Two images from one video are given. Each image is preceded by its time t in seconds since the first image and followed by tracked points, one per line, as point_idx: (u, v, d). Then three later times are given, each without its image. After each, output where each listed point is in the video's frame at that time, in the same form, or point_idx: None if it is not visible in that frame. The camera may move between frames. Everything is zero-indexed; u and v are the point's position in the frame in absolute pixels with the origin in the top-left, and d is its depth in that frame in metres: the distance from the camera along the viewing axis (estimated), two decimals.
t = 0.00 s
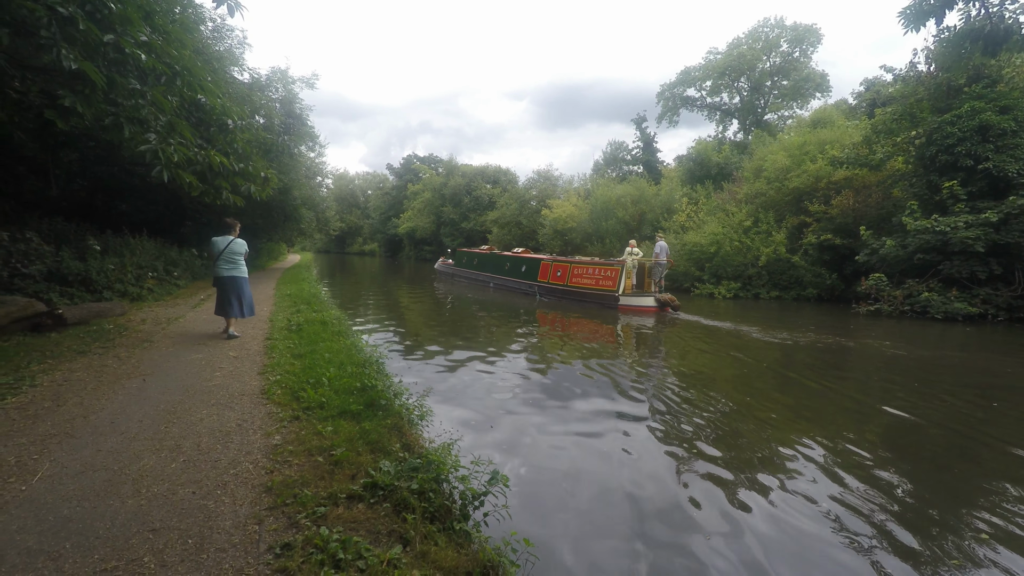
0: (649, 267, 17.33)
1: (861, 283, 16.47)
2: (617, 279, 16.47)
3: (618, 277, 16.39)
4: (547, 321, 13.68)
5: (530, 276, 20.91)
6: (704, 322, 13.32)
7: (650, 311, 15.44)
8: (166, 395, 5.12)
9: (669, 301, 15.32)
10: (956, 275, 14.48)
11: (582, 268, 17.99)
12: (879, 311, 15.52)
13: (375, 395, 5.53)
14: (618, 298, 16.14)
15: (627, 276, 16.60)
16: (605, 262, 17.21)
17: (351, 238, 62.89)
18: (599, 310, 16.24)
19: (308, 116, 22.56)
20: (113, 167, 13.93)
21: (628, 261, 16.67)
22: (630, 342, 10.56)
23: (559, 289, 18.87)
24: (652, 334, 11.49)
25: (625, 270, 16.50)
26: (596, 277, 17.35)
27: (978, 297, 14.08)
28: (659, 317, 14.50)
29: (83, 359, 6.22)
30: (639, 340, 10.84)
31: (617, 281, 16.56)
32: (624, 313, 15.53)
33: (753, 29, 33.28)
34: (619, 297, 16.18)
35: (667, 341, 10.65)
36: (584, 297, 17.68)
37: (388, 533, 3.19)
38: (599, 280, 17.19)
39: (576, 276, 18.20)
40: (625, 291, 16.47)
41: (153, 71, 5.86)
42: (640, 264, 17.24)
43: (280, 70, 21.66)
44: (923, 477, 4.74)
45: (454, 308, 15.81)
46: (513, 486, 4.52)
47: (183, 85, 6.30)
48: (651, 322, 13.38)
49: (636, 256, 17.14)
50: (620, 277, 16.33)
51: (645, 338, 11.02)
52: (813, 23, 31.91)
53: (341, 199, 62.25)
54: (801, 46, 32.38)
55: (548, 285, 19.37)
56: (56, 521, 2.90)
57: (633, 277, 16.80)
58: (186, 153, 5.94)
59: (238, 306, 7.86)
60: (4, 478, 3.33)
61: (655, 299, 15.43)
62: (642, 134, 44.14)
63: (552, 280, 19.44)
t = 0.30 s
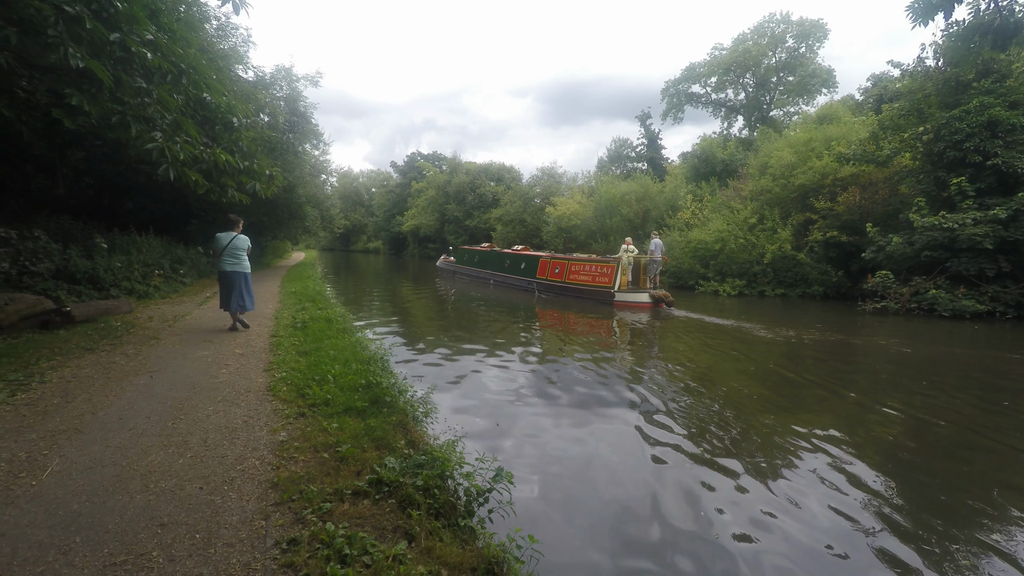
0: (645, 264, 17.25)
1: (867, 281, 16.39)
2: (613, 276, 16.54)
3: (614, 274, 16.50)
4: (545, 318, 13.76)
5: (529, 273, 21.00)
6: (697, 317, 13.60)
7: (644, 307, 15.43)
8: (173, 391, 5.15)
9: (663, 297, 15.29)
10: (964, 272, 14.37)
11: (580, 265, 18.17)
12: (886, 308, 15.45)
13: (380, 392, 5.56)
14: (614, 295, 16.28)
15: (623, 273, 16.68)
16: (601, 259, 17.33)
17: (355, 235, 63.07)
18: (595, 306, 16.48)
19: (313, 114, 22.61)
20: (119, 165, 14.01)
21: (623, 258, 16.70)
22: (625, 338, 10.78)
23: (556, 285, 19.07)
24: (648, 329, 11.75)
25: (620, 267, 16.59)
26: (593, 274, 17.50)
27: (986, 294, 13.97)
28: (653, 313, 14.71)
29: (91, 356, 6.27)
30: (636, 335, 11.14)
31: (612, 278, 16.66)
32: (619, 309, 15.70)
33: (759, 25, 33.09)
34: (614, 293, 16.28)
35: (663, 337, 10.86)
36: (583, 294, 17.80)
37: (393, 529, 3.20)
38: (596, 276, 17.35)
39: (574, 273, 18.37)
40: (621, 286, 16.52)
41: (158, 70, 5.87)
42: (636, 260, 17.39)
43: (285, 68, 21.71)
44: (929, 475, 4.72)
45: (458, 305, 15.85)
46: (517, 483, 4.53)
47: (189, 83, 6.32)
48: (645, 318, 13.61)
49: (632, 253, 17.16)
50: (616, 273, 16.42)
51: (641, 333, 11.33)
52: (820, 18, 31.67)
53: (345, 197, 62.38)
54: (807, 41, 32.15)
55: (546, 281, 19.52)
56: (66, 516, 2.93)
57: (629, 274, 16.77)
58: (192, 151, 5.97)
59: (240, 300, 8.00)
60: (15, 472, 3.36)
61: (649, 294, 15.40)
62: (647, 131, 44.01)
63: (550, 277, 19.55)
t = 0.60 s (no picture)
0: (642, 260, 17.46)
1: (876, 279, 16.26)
2: (610, 272, 16.76)
3: (612, 270, 16.67)
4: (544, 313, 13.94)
5: (530, 269, 21.04)
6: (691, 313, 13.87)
7: (641, 302, 15.62)
8: (181, 386, 5.20)
9: (658, 293, 15.57)
10: (974, 270, 14.23)
11: (579, 261, 18.27)
12: (895, 306, 15.33)
13: (386, 388, 5.58)
14: (612, 291, 16.37)
15: (620, 269, 16.90)
16: (599, 256, 17.56)
17: (362, 232, 63.27)
18: (591, 301, 16.58)
19: (319, 111, 22.67)
20: (128, 162, 14.12)
21: (621, 255, 16.98)
22: (622, 333, 10.96)
23: (556, 281, 19.13)
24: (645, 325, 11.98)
25: (618, 263, 16.80)
26: (591, 270, 17.62)
27: (997, 293, 13.81)
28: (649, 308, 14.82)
29: (101, 350, 6.34)
30: (632, 330, 11.30)
31: (610, 273, 16.82)
32: (615, 304, 15.87)
33: (767, 20, 32.82)
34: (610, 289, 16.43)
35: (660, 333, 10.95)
36: (582, 289, 17.84)
37: (399, 524, 3.22)
38: (594, 273, 17.49)
39: (572, 269, 18.43)
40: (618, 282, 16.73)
41: (166, 66, 5.91)
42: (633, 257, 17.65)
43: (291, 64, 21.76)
44: (936, 476, 4.70)
45: (463, 302, 15.87)
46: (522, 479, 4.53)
47: (197, 80, 6.36)
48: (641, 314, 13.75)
49: (629, 250, 17.33)
50: (613, 269, 16.60)
51: (638, 328, 11.52)
52: (829, 13, 31.34)
53: (351, 194, 62.53)
54: (816, 37, 31.86)
55: (547, 277, 19.57)
56: (76, 507, 2.97)
57: (625, 270, 17.09)
58: (200, 148, 6.01)
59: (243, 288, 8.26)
60: (26, 465, 3.41)
61: (645, 291, 15.67)
62: (653, 127, 43.82)
63: (550, 273, 19.62)
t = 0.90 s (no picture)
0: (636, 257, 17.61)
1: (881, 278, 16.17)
2: (606, 268, 16.88)
3: (607, 267, 16.83)
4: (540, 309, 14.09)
5: (529, 265, 21.10)
6: (686, 310, 14.03)
7: (635, 299, 15.79)
8: (186, 381, 5.22)
9: (653, 289, 15.77)
10: (980, 269, 14.13)
11: (574, 258, 18.35)
12: (899, 305, 15.26)
13: (389, 384, 5.59)
14: (607, 287, 16.53)
15: (615, 265, 17.09)
16: (596, 253, 17.68)
17: (365, 228, 63.35)
18: (587, 297, 16.65)
19: (323, 107, 22.66)
20: (132, 157, 14.15)
21: (617, 251, 17.19)
22: (618, 330, 11.09)
23: (552, 278, 19.20)
24: (640, 321, 12.16)
25: (613, 260, 16.98)
26: (587, 266, 17.72)
27: (1004, 292, 13.69)
28: (647, 305, 14.84)
29: (106, 345, 6.37)
30: (627, 328, 11.40)
31: (605, 270, 16.96)
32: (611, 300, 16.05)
33: (773, 16, 32.60)
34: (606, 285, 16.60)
35: (654, 330, 10.99)
36: (578, 286, 17.94)
37: (401, 519, 3.23)
38: (591, 269, 17.63)
39: (569, 265, 18.55)
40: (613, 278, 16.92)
41: (171, 61, 5.90)
42: (627, 254, 17.81)
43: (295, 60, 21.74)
44: (938, 475, 4.68)
45: (465, 298, 15.87)
46: (524, 475, 4.54)
47: (201, 75, 6.36)
48: (635, 310, 13.92)
49: (624, 247, 17.48)
50: (608, 266, 16.78)
51: (634, 325, 11.64)
52: (836, 9, 31.10)
53: (355, 190, 62.53)
54: (823, 33, 31.61)
55: (544, 274, 19.64)
56: (82, 500, 2.99)
57: (620, 267, 17.28)
58: (204, 143, 6.01)
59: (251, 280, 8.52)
60: (32, 458, 3.43)
61: (640, 287, 15.85)
62: (658, 124, 43.64)
63: (547, 270, 19.69)
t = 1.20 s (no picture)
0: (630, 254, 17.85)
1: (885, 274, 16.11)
2: (601, 265, 17.16)
3: (602, 264, 17.10)
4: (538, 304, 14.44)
5: (527, 262, 21.34)
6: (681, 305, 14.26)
7: (629, 295, 16.14)
8: (190, 379, 5.23)
9: (646, 285, 16.12)
10: (986, 265, 14.03)
11: (571, 254, 18.59)
12: (904, 302, 15.19)
13: (392, 382, 5.61)
14: (602, 283, 16.88)
15: (610, 262, 17.36)
16: (592, 249, 17.88)
17: (368, 226, 63.52)
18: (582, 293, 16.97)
19: (325, 105, 22.67)
20: (136, 156, 14.19)
21: (611, 249, 17.29)
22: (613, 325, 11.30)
23: (550, 274, 19.51)
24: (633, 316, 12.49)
25: (607, 256, 17.22)
26: (583, 263, 17.95)
27: (1009, 289, 13.58)
28: (650, 302, 14.82)
29: (111, 344, 6.40)
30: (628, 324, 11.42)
31: (600, 267, 17.20)
32: (606, 296, 16.37)
33: (777, 11, 32.43)
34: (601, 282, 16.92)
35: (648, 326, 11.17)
36: (574, 282, 18.32)
37: (405, 516, 3.24)
38: (587, 266, 17.90)
39: (566, 262, 18.81)
40: (608, 275, 17.20)
41: (173, 60, 5.90)
42: (622, 251, 18.03)
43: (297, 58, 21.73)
44: (941, 472, 4.68)
45: (468, 296, 15.87)
46: (527, 473, 4.53)
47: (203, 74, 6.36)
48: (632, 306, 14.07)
49: (619, 244, 17.64)
50: (603, 263, 17.04)
51: (634, 322, 11.69)
52: (840, 4, 30.91)
53: (357, 188, 62.55)
54: (826, 28, 31.42)
55: (541, 270, 19.87)
56: (87, 498, 3.01)
57: (615, 264, 17.42)
58: (207, 142, 6.01)
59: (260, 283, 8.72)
60: (39, 455, 3.45)
61: (634, 283, 16.22)
62: (660, 120, 43.52)
63: (545, 266, 19.94)
